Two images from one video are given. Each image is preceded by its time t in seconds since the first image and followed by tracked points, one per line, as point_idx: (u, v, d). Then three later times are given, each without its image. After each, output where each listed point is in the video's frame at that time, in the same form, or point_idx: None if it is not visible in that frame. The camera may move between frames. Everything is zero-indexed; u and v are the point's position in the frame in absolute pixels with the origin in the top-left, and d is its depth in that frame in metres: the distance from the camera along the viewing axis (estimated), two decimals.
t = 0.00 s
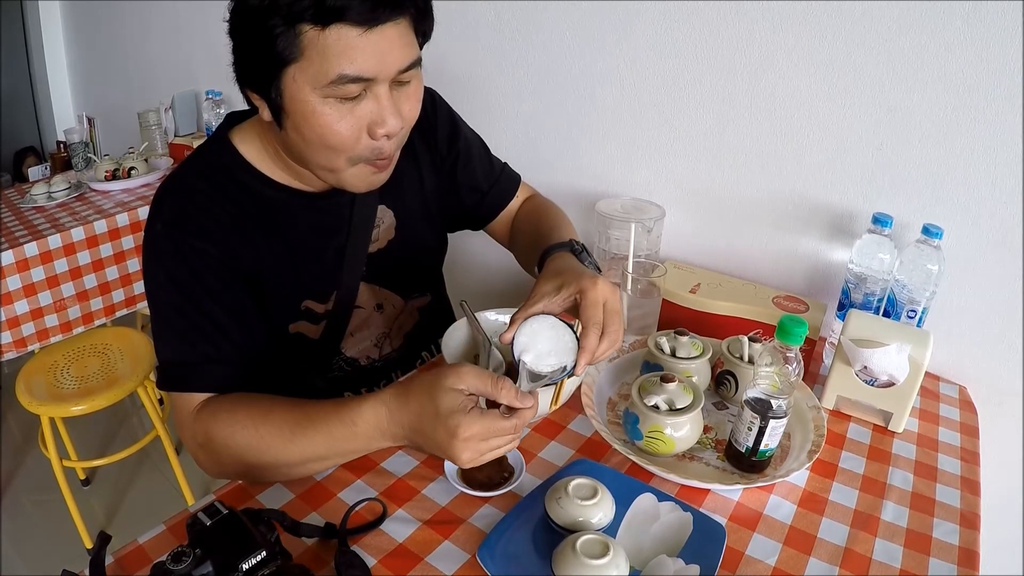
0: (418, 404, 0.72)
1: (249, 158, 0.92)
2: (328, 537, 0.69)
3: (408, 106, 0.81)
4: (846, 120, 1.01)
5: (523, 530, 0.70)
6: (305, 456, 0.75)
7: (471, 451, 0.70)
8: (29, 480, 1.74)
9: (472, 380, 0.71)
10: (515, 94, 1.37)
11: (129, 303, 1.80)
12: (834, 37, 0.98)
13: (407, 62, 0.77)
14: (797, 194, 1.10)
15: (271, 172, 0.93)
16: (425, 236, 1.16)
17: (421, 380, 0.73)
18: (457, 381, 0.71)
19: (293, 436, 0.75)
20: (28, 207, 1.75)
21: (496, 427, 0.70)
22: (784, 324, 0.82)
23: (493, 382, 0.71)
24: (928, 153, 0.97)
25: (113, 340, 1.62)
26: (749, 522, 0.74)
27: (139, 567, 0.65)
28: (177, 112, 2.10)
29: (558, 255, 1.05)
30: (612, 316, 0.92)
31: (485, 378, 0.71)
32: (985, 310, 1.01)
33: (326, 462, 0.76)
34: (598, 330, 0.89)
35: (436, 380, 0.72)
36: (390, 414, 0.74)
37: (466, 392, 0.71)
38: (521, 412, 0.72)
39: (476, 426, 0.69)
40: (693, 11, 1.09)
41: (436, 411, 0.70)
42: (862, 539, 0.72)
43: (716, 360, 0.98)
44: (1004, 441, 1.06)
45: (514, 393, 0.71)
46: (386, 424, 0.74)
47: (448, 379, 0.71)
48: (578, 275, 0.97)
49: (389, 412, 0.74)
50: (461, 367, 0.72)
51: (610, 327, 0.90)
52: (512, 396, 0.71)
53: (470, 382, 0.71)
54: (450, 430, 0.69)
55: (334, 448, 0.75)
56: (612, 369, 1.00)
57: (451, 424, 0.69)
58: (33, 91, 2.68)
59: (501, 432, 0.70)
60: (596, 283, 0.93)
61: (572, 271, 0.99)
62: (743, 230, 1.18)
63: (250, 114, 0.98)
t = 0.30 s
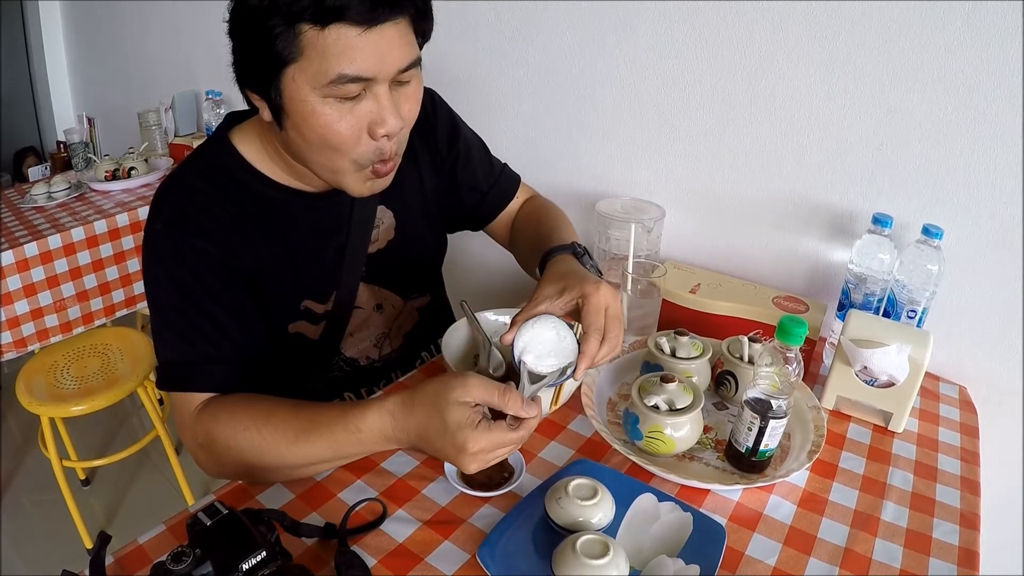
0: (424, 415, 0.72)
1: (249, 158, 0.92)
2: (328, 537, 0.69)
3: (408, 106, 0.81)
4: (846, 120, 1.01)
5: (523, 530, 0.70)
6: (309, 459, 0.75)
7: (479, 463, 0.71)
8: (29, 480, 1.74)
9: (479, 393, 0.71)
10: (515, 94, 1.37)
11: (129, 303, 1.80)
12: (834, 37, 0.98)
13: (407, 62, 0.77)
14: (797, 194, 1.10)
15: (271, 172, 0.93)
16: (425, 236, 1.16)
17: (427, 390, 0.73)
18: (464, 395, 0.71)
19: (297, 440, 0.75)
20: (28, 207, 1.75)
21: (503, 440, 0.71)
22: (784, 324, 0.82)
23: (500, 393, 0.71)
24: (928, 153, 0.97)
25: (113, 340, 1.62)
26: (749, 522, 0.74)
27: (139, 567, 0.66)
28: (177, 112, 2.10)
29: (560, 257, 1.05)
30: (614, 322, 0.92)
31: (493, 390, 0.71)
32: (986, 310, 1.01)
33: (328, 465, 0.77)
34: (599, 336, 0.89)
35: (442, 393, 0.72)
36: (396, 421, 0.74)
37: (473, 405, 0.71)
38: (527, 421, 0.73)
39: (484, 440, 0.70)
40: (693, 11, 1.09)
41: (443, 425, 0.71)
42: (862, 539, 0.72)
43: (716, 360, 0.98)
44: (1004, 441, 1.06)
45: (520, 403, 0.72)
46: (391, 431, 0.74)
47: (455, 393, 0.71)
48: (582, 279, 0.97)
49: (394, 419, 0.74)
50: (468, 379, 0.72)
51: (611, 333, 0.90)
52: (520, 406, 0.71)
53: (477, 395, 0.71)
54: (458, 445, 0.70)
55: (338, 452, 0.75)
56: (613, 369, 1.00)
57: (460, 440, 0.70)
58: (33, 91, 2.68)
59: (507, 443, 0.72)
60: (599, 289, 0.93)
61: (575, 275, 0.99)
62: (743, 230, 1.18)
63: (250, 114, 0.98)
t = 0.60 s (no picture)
0: (429, 423, 0.72)
1: (249, 157, 0.92)
2: (328, 537, 0.69)
3: (408, 106, 0.81)
4: (845, 120, 1.01)
5: (523, 530, 0.70)
6: (311, 462, 0.75)
7: (483, 469, 0.73)
8: (29, 480, 1.74)
9: (485, 404, 0.70)
10: (514, 94, 1.37)
11: (129, 303, 1.80)
12: (835, 37, 0.98)
13: (407, 62, 0.77)
14: (797, 194, 1.10)
15: (271, 173, 0.93)
16: (425, 236, 1.16)
17: (432, 399, 0.72)
18: (470, 407, 0.70)
19: (299, 443, 0.75)
20: (28, 207, 1.75)
21: (506, 449, 0.72)
22: (784, 324, 0.81)
23: (505, 403, 0.70)
24: (928, 153, 0.97)
25: (113, 340, 1.62)
26: (749, 522, 0.74)
27: (139, 567, 0.66)
28: (177, 112, 2.10)
29: (560, 260, 1.05)
30: (613, 324, 0.92)
31: (498, 400, 0.70)
32: (985, 310, 1.01)
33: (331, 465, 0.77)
34: (599, 337, 0.89)
35: (447, 403, 0.71)
36: (398, 426, 0.74)
37: (477, 415, 0.71)
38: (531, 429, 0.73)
39: (489, 450, 0.71)
40: (693, 11, 1.09)
41: (449, 435, 0.71)
42: (862, 539, 0.72)
43: (716, 360, 0.98)
44: (1004, 441, 1.06)
45: (524, 412, 0.71)
46: (394, 436, 0.75)
47: (460, 405, 0.70)
48: (582, 282, 0.97)
49: (397, 424, 0.74)
50: (472, 390, 0.71)
51: (611, 334, 0.90)
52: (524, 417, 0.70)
53: (482, 406, 0.70)
54: (463, 455, 0.71)
55: (339, 455, 0.75)
56: (613, 369, 1.00)
57: (466, 451, 0.70)
58: (33, 91, 2.68)
59: (511, 450, 0.72)
60: (600, 291, 0.93)
61: (575, 277, 0.99)
62: (743, 230, 1.18)
63: (250, 114, 0.98)
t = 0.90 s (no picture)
0: (422, 413, 0.73)
1: (249, 157, 0.92)
2: (328, 537, 0.69)
3: (410, 106, 0.81)
4: (846, 120, 1.01)
5: (523, 530, 0.70)
6: (309, 458, 0.75)
7: (478, 458, 0.72)
8: (28, 480, 1.74)
9: (476, 390, 0.71)
10: (514, 93, 1.37)
11: (129, 303, 1.80)
12: (836, 37, 0.98)
13: (410, 62, 0.77)
14: (797, 194, 1.10)
15: (271, 173, 0.93)
16: (425, 236, 1.16)
17: (424, 388, 0.73)
18: (462, 392, 0.71)
19: (296, 439, 0.75)
20: (28, 207, 1.75)
21: (501, 436, 0.71)
22: (784, 324, 0.81)
23: (497, 390, 0.70)
24: (928, 153, 0.97)
25: (113, 340, 1.62)
26: (749, 522, 0.74)
27: (139, 567, 0.66)
28: (177, 112, 2.10)
29: (560, 260, 1.05)
30: (613, 322, 0.92)
31: (489, 388, 0.70)
32: (985, 310, 1.01)
33: (329, 461, 0.77)
34: (599, 333, 0.89)
35: (439, 390, 0.72)
36: (394, 419, 0.74)
37: (469, 402, 0.71)
38: (526, 417, 0.71)
39: (483, 438, 0.70)
40: (693, 11, 1.09)
41: (442, 422, 0.71)
42: (862, 539, 0.72)
43: (716, 360, 0.98)
44: (1004, 441, 1.06)
45: (519, 399, 0.69)
46: (390, 429, 0.75)
47: (452, 391, 0.71)
48: (581, 280, 0.97)
49: (392, 417, 0.74)
50: (464, 376, 0.71)
51: (611, 331, 0.90)
52: (517, 403, 0.69)
53: (474, 391, 0.71)
54: (457, 442, 0.71)
55: (337, 450, 0.75)
56: (613, 369, 1.00)
57: (459, 437, 0.70)
58: (33, 91, 2.68)
59: (506, 439, 0.72)
60: (599, 289, 0.94)
61: (574, 276, 0.99)
62: (743, 230, 1.18)
63: (251, 114, 0.98)
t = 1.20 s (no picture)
0: (417, 413, 0.73)
1: (249, 157, 0.92)
2: (328, 537, 0.69)
3: (411, 106, 0.81)
4: (846, 120, 1.01)
5: (523, 529, 0.70)
6: (306, 458, 0.75)
7: (472, 460, 0.72)
8: (28, 480, 1.74)
9: (471, 390, 0.71)
10: (514, 93, 1.37)
11: (129, 303, 1.80)
12: (836, 37, 0.98)
13: (411, 62, 0.77)
14: (797, 194, 1.10)
15: (271, 173, 0.93)
16: (426, 236, 1.16)
17: (419, 388, 0.73)
18: (456, 392, 0.71)
19: (294, 438, 0.75)
20: (28, 207, 1.75)
21: (496, 437, 0.71)
22: (784, 324, 0.81)
23: (492, 390, 0.70)
24: (927, 153, 0.97)
25: (113, 340, 1.62)
26: (749, 522, 0.74)
27: (139, 567, 0.66)
28: (177, 112, 2.10)
29: (559, 261, 1.05)
30: (610, 319, 0.92)
31: (484, 387, 0.71)
32: (985, 310, 1.01)
33: (327, 462, 0.77)
34: (597, 331, 0.89)
35: (434, 390, 0.72)
36: (389, 419, 0.74)
37: (463, 402, 0.71)
38: (522, 417, 0.72)
39: (477, 439, 0.70)
40: (693, 11, 1.08)
41: (436, 422, 0.71)
42: (862, 539, 0.72)
43: (716, 360, 0.98)
44: (1004, 441, 1.06)
45: (514, 398, 0.70)
46: (386, 429, 0.75)
47: (446, 391, 0.71)
48: (579, 279, 0.97)
49: (388, 417, 0.74)
50: (458, 376, 0.72)
51: (609, 330, 0.90)
52: (513, 403, 0.70)
53: (468, 391, 0.71)
54: (451, 442, 0.70)
55: (334, 450, 0.75)
56: (613, 369, 1.00)
57: (452, 437, 0.70)
58: (33, 91, 2.68)
59: (501, 440, 0.72)
60: (597, 287, 0.94)
61: (574, 275, 0.99)
62: (743, 230, 1.18)
63: (252, 114, 0.98)
